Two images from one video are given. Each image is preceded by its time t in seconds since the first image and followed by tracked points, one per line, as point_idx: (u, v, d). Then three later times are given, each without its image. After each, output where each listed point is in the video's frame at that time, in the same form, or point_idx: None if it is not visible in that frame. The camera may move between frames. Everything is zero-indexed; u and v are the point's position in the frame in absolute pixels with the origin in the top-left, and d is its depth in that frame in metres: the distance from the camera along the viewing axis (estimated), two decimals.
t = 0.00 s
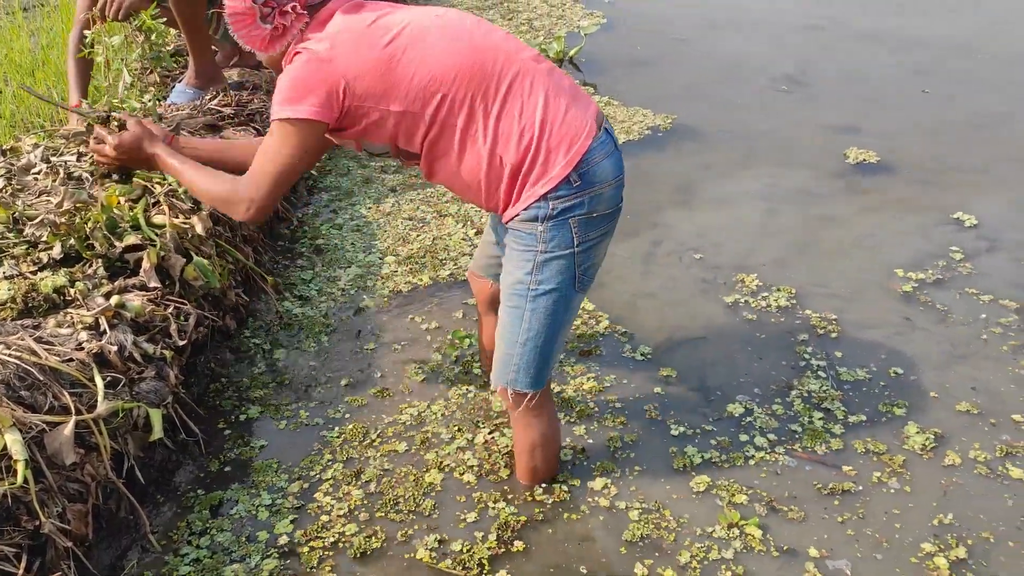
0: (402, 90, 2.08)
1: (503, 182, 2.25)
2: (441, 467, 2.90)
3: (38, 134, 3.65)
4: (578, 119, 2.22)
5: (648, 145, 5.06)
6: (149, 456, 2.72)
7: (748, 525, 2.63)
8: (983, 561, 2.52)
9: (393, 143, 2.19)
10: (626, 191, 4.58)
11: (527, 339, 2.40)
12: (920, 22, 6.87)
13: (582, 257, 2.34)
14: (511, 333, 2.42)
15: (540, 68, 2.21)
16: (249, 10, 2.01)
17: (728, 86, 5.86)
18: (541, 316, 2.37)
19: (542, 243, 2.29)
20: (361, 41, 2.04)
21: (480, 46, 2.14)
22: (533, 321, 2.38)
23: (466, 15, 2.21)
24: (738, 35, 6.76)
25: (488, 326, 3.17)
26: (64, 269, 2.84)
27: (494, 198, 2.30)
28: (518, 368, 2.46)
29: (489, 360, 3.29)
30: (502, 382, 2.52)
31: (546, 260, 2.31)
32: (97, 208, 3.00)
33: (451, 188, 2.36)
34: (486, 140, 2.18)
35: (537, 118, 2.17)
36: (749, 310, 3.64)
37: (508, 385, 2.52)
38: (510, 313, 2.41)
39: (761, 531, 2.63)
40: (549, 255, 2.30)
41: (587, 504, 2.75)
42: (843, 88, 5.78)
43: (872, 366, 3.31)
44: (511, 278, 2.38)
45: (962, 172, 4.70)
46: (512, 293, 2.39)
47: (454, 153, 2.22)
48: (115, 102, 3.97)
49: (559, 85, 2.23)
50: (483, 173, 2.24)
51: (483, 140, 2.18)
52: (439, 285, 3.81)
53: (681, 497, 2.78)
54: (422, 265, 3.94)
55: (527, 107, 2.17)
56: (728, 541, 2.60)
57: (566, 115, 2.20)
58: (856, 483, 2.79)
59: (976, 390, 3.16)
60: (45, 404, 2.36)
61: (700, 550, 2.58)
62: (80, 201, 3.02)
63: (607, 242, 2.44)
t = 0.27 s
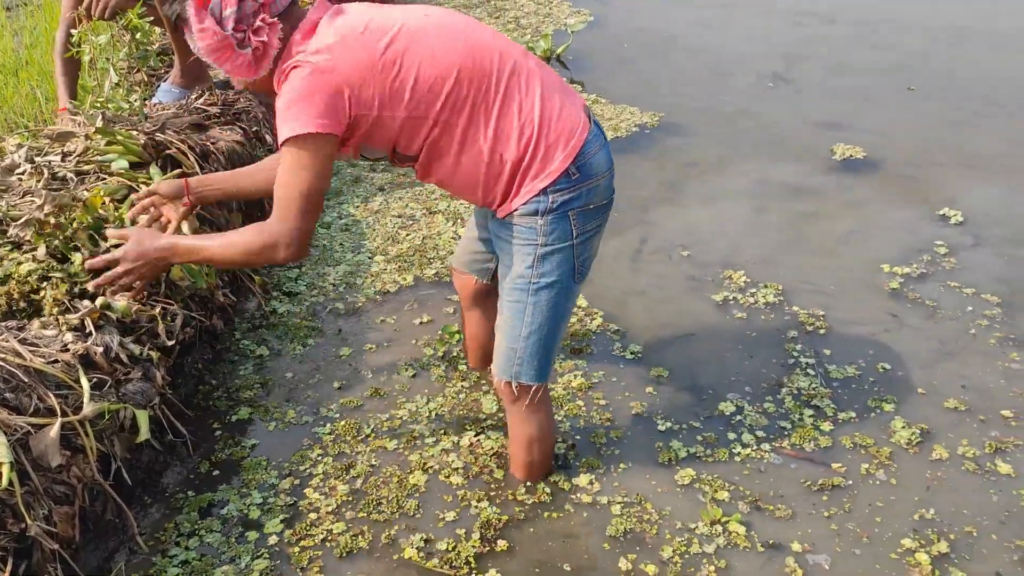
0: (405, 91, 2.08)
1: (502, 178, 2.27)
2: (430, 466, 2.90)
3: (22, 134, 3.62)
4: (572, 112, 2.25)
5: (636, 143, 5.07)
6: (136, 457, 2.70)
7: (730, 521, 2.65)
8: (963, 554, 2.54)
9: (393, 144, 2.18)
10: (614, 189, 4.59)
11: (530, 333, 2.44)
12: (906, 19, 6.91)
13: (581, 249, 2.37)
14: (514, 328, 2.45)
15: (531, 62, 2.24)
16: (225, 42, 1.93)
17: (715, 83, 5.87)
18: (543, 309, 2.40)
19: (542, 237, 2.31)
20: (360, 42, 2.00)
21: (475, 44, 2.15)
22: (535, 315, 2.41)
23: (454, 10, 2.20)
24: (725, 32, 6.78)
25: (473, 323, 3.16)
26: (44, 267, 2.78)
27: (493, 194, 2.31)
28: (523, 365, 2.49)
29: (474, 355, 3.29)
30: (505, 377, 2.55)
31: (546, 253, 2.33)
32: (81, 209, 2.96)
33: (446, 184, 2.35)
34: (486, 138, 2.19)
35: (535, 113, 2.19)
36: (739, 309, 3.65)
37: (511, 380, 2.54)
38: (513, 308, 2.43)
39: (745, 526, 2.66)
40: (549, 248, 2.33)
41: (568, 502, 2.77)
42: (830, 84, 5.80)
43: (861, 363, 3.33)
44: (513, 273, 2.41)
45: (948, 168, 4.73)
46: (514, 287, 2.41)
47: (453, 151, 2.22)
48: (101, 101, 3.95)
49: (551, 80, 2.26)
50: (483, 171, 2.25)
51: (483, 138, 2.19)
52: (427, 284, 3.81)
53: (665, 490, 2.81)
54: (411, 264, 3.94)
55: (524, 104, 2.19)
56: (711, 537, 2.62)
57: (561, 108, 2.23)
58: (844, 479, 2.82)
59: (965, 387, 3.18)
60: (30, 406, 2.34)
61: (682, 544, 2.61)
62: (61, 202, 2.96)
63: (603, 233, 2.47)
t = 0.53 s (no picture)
0: (401, 131, 2.06)
1: (504, 193, 2.24)
2: (416, 466, 2.90)
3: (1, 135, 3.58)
4: (558, 113, 2.23)
5: (622, 140, 5.07)
6: (121, 460, 2.69)
7: (717, 516, 2.69)
8: (942, 547, 2.58)
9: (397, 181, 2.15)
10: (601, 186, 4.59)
11: (524, 334, 2.43)
12: (888, 15, 6.95)
13: (577, 248, 2.36)
14: (506, 328, 2.45)
15: (509, 73, 2.23)
16: (211, 145, 2.01)
17: (700, 79, 5.89)
18: (540, 309, 2.39)
19: (540, 238, 2.29)
20: (343, 91, 2.02)
21: (452, 67, 2.15)
22: (533, 315, 2.40)
23: (422, 41, 2.21)
24: (708, 29, 6.80)
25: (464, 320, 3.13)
26: (31, 269, 2.75)
27: (498, 211, 2.29)
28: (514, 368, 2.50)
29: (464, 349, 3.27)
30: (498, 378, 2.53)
31: (544, 254, 2.32)
32: (64, 211, 2.95)
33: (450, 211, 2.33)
34: (483, 154, 2.16)
35: (525, 121, 2.17)
36: (729, 306, 3.65)
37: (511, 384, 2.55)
38: (510, 308, 2.41)
39: (731, 521, 2.69)
40: (547, 249, 2.31)
41: (551, 501, 2.78)
42: (814, 80, 5.83)
43: (849, 358, 3.34)
44: (508, 273, 2.39)
45: (931, 162, 4.77)
46: (511, 287, 2.39)
47: (457, 178, 2.20)
48: (82, 101, 3.91)
49: (532, 86, 2.25)
50: (487, 190, 2.23)
51: (483, 156, 2.16)
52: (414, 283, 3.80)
53: (650, 485, 2.84)
54: (397, 263, 3.92)
55: (512, 113, 2.17)
56: (697, 531, 2.66)
57: (547, 111, 2.22)
58: (831, 474, 2.84)
59: (953, 380, 3.20)
60: (13, 410, 2.31)
61: (665, 537, 2.65)
62: (46, 202, 2.95)
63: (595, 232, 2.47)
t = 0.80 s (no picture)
0: (413, 196, 2.10)
1: (523, 223, 2.27)
2: (413, 470, 2.89)
3: None
4: (556, 132, 2.25)
5: (611, 138, 5.08)
6: (114, 467, 2.65)
7: (711, 515, 2.71)
8: (932, 542, 2.60)
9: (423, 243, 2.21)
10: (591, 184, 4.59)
11: (537, 336, 2.43)
12: (872, 11, 6.99)
13: (591, 256, 2.39)
14: (517, 330, 2.44)
15: (498, 106, 2.24)
16: (239, 255, 2.05)
17: (688, 77, 5.90)
18: (553, 315, 2.41)
19: (556, 246, 2.31)
20: (349, 177, 2.06)
21: (446, 117, 2.17)
22: (546, 320, 2.41)
23: (404, 99, 2.22)
24: (695, 27, 6.81)
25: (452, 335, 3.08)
26: (19, 275, 2.72)
27: (522, 240, 2.33)
28: (523, 371, 2.49)
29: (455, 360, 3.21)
30: (504, 380, 2.51)
31: (560, 261, 2.33)
32: (51, 215, 2.91)
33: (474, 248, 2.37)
34: (496, 194, 2.19)
35: (527, 150, 2.19)
36: (724, 305, 3.65)
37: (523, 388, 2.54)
38: (524, 313, 2.41)
39: (725, 520, 2.70)
40: (564, 257, 2.32)
41: (544, 504, 2.78)
42: (800, 77, 5.86)
43: (844, 356, 3.35)
44: (523, 277, 2.39)
45: (918, 158, 4.80)
46: (525, 292, 2.39)
47: (477, 223, 2.24)
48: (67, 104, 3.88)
49: (524, 113, 2.26)
50: (509, 224, 2.26)
51: (497, 195, 2.19)
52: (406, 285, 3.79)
53: (644, 483, 2.86)
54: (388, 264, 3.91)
55: (514, 146, 2.19)
56: (693, 530, 2.68)
57: (546, 135, 2.23)
58: (828, 472, 2.85)
59: (948, 376, 3.22)
60: (4, 419, 2.28)
61: (658, 534, 2.67)
62: (33, 207, 2.92)
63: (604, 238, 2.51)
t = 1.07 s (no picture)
0: (420, 202, 2.09)
1: (533, 228, 2.26)
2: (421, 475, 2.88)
3: None
4: (566, 136, 2.24)
5: (608, 139, 5.07)
6: (119, 476, 2.62)
7: (718, 515, 2.71)
8: (937, 541, 2.61)
9: (431, 249, 2.20)
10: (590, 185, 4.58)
11: (548, 341, 2.42)
12: (864, 10, 7.02)
13: (602, 260, 2.38)
14: (528, 336, 2.43)
15: (507, 112, 2.23)
16: (243, 263, 1.98)
17: (683, 77, 5.91)
18: (565, 320, 2.40)
19: (568, 252, 2.29)
20: (356, 182, 2.05)
21: (454, 123, 2.16)
22: (557, 325, 2.40)
23: (412, 106, 2.21)
24: (688, 26, 6.82)
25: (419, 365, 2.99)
26: (20, 282, 2.69)
27: (532, 246, 2.32)
28: (534, 376, 2.48)
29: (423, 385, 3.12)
30: (515, 387, 2.51)
31: (572, 266, 2.32)
32: (51, 221, 2.88)
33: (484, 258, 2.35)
34: (507, 199, 2.18)
35: (537, 155, 2.18)
36: (729, 307, 3.65)
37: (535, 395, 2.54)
38: (535, 319, 2.40)
39: (731, 520, 2.71)
40: (575, 262, 2.31)
41: (549, 509, 2.77)
42: (795, 76, 5.87)
43: (851, 357, 3.36)
44: (534, 282, 2.37)
45: (915, 156, 4.82)
46: (536, 297, 2.38)
47: (487, 229, 2.23)
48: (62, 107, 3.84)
49: (533, 117, 2.25)
50: (519, 230, 2.25)
51: (507, 200, 2.18)
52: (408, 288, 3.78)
53: (650, 484, 2.86)
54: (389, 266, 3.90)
55: (524, 151, 2.18)
56: (702, 532, 2.67)
57: (555, 139, 2.22)
58: (837, 472, 2.85)
59: (955, 376, 3.23)
60: (9, 428, 2.26)
61: (665, 534, 2.67)
62: (32, 213, 2.87)
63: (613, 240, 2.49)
